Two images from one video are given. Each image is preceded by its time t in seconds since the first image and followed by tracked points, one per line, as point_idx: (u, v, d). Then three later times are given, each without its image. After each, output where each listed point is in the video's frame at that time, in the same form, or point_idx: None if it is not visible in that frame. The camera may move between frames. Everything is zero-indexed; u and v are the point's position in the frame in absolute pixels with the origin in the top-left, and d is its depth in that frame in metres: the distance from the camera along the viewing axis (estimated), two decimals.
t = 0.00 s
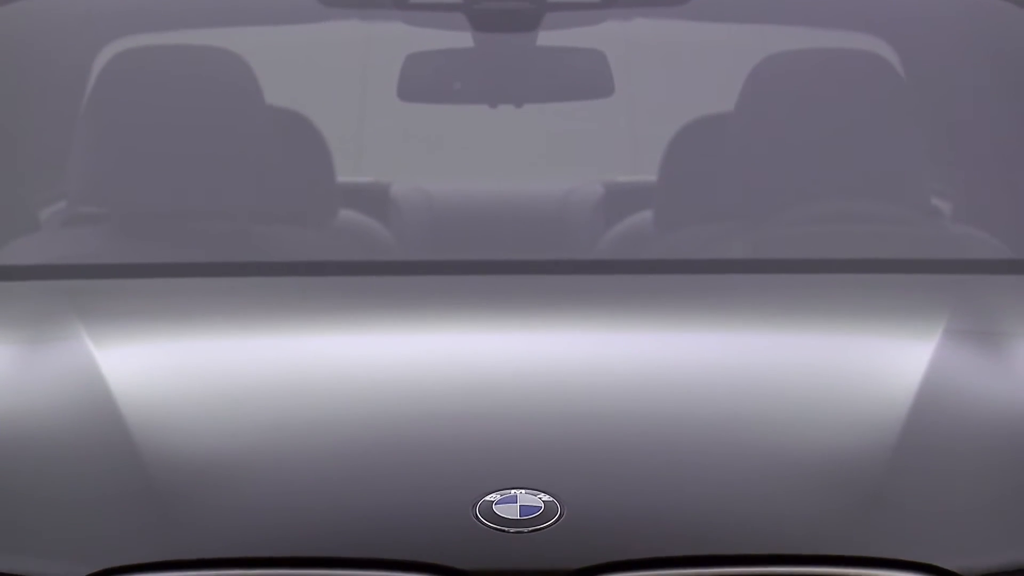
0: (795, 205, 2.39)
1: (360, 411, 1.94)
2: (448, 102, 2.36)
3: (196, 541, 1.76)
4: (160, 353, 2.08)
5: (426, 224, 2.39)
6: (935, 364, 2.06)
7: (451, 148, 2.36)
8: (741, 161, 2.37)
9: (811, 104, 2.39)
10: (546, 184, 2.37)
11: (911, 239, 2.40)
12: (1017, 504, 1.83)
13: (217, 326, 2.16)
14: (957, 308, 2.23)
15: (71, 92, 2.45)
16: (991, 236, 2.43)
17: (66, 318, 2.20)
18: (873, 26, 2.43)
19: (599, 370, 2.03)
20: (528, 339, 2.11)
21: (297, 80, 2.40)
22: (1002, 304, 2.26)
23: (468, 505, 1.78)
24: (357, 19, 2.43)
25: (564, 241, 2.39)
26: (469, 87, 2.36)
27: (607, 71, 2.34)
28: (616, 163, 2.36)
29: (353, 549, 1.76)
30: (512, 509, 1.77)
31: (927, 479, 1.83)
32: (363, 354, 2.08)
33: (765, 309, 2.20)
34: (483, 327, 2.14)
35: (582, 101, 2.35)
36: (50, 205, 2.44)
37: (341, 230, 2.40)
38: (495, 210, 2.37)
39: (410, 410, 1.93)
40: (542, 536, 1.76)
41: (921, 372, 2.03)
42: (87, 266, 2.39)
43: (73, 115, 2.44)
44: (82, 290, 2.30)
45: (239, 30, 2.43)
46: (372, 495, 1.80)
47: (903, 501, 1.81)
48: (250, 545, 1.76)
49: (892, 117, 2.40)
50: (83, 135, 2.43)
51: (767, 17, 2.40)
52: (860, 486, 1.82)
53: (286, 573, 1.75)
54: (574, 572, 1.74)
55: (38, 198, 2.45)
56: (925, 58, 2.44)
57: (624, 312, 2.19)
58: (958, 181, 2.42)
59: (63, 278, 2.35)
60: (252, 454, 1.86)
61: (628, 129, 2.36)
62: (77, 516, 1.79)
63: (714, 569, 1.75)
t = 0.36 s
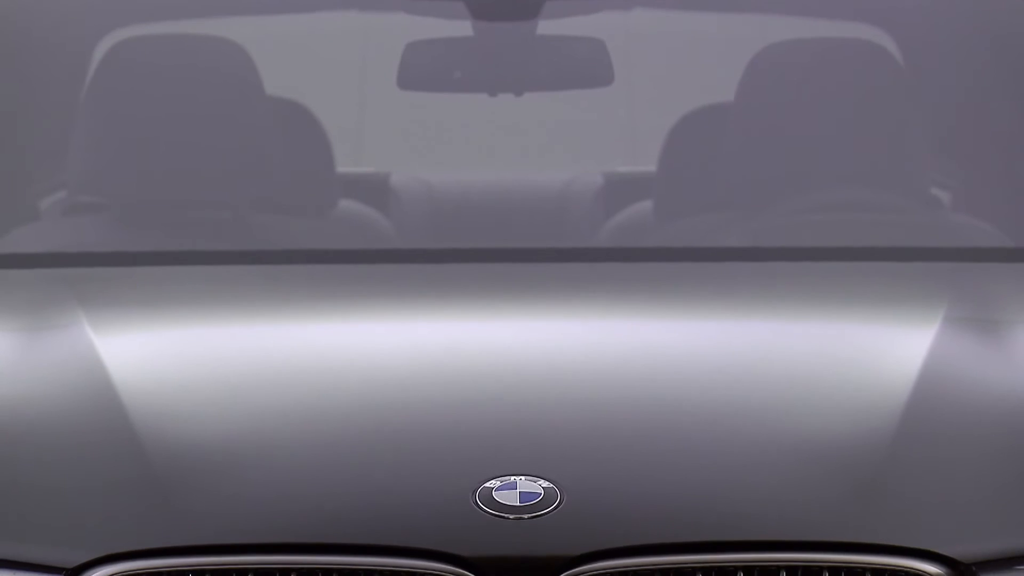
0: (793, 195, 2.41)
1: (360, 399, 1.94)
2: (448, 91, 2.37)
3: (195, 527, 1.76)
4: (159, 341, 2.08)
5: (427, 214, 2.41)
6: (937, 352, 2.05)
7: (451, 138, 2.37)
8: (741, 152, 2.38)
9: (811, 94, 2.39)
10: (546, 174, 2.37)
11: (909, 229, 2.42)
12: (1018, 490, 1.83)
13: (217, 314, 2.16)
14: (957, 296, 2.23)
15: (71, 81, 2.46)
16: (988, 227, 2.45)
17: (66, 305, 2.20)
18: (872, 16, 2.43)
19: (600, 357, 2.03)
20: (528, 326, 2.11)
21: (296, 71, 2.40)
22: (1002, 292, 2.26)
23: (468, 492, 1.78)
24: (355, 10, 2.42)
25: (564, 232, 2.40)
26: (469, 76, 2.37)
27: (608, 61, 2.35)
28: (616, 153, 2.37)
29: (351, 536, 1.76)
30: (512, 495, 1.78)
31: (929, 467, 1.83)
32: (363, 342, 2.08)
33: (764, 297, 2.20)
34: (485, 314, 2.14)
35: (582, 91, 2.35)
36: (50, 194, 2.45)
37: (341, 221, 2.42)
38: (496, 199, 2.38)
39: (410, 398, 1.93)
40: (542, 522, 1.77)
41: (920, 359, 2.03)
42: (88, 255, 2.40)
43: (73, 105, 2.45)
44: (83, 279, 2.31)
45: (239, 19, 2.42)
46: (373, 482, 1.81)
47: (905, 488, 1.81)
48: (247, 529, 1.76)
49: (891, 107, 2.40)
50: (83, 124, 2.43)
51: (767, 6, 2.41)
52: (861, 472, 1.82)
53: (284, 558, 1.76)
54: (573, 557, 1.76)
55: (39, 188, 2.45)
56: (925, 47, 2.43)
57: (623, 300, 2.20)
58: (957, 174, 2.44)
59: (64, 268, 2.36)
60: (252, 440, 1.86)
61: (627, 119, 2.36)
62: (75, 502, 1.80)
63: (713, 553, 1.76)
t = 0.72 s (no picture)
0: (792, 183, 2.42)
1: (360, 383, 1.94)
2: (448, 76, 2.37)
3: (194, 511, 1.76)
4: (159, 326, 2.09)
5: (427, 201, 2.42)
6: (937, 336, 2.05)
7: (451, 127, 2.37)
8: (740, 140, 2.39)
9: (811, 80, 2.39)
10: (547, 162, 2.38)
11: (908, 217, 2.43)
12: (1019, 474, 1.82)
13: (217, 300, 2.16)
14: (957, 281, 2.23)
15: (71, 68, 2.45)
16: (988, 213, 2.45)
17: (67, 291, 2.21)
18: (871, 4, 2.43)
19: (600, 342, 2.03)
20: (528, 311, 2.12)
21: (295, 59, 2.41)
22: (1001, 278, 2.27)
23: (468, 475, 1.79)
24: None
25: (564, 217, 2.42)
26: (469, 62, 2.37)
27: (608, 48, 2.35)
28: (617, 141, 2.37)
29: (350, 520, 1.76)
30: (512, 479, 1.79)
31: (929, 451, 1.84)
32: (362, 326, 2.09)
33: (763, 283, 2.21)
34: (485, 300, 2.15)
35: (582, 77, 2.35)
36: (50, 181, 2.45)
37: (342, 209, 2.42)
38: (497, 186, 2.40)
39: (412, 381, 1.94)
40: (542, 505, 1.78)
41: (920, 343, 2.03)
42: (88, 242, 2.41)
43: (73, 92, 2.44)
44: (83, 265, 2.31)
45: (239, 6, 2.44)
46: (374, 468, 1.80)
47: (904, 473, 1.81)
48: (247, 514, 1.76)
49: (892, 94, 2.40)
50: (83, 112, 2.43)
51: None
52: (861, 456, 1.82)
53: (284, 542, 1.75)
54: (572, 541, 1.76)
55: (39, 176, 2.46)
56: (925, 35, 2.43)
57: (622, 286, 2.20)
58: (959, 161, 2.43)
59: (64, 253, 2.37)
60: (252, 424, 1.87)
61: (628, 106, 2.36)
62: (76, 486, 1.80)
63: (714, 536, 1.76)
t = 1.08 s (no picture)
0: (791, 169, 2.43)
1: (360, 366, 1.94)
2: (448, 59, 2.36)
3: (194, 492, 1.77)
4: (159, 308, 2.09)
5: (427, 187, 2.43)
6: (937, 319, 2.05)
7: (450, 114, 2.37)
8: (740, 126, 2.39)
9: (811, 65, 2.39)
10: (546, 148, 2.39)
11: (906, 202, 2.45)
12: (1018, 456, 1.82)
13: (218, 282, 2.17)
14: (956, 265, 2.23)
15: (71, 54, 2.45)
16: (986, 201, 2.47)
17: (68, 273, 2.21)
18: None
19: (599, 324, 2.04)
20: (527, 293, 2.12)
21: (294, 45, 2.42)
22: (1001, 261, 2.26)
23: (468, 456, 1.79)
24: None
25: (562, 201, 2.43)
26: (469, 45, 2.36)
27: (609, 32, 2.34)
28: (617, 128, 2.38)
29: (351, 501, 1.77)
30: (512, 460, 1.79)
31: (930, 435, 1.84)
32: (360, 309, 2.08)
33: (761, 265, 2.21)
34: (484, 283, 2.16)
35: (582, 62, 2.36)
36: (50, 166, 2.46)
37: (341, 194, 2.43)
38: (496, 171, 2.40)
39: (412, 362, 1.94)
40: (542, 487, 1.78)
41: (920, 326, 2.03)
42: (89, 226, 2.41)
43: (75, 77, 2.44)
44: (83, 249, 2.31)
45: None
46: (374, 451, 1.81)
47: (904, 456, 1.81)
48: (246, 495, 1.77)
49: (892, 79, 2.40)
50: (84, 98, 2.44)
51: None
52: (861, 439, 1.82)
53: (284, 523, 1.76)
54: (573, 522, 1.76)
55: (40, 161, 2.46)
56: (927, 19, 2.42)
57: (622, 269, 2.21)
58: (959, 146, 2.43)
59: (64, 237, 2.38)
60: (251, 405, 1.87)
61: (627, 91, 2.36)
62: (76, 466, 1.80)
63: (713, 518, 1.77)
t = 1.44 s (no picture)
0: (791, 154, 2.43)
1: (360, 346, 1.94)
2: (447, 44, 2.38)
3: (194, 473, 1.77)
4: (159, 290, 2.09)
5: (427, 172, 2.43)
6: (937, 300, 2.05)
7: (451, 100, 2.37)
8: (740, 112, 2.39)
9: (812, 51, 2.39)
10: (546, 134, 2.40)
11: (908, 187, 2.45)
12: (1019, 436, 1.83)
13: (218, 265, 2.17)
14: (957, 247, 2.23)
15: (71, 40, 2.46)
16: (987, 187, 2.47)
17: (67, 255, 2.21)
18: None
19: (600, 304, 2.04)
20: (527, 274, 2.13)
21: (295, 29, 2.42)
22: (1001, 244, 2.27)
23: (469, 436, 1.80)
24: None
25: (561, 186, 2.43)
26: (469, 30, 2.37)
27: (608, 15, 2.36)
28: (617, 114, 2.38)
29: (352, 481, 1.77)
30: (512, 440, 1.79)
31: (930, 416, 1.84)
32: (360, 292, 2.09)
33: (760, 248, 2.22)
34: (484, 264, 2.16)
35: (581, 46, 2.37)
36: (50, 152, 2.46)
37: (342, 180, 2.44)
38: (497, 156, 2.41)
39: (413, 341, 1.95)
40: (542, 467, 1.78)
41: (919, 307, 2.03)
42: (89, 211, 2.42)
43: (75, 62, 2.45)
44: (83, 232, 2.31)
45: None
46: (374, 431, 1.81)
47: (904, 437, 1.81)
48: (246, 475, 1.77)
49: (892, 65, 2.40)
50: (84, 82, 2.44)
51: None
52: (862, 419, 1.83)
53: (284, 503, 1.77)
54: (572, 502, 1.77)
55: (41, 146, 2.46)
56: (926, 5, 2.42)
57: (622, 251, 2.21)
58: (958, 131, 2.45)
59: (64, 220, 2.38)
60: (251, 386, 1.87)
61: (626, 77, 2.37)
62: (76, 446, 1.81)
63: (712, 498, 1.77)
